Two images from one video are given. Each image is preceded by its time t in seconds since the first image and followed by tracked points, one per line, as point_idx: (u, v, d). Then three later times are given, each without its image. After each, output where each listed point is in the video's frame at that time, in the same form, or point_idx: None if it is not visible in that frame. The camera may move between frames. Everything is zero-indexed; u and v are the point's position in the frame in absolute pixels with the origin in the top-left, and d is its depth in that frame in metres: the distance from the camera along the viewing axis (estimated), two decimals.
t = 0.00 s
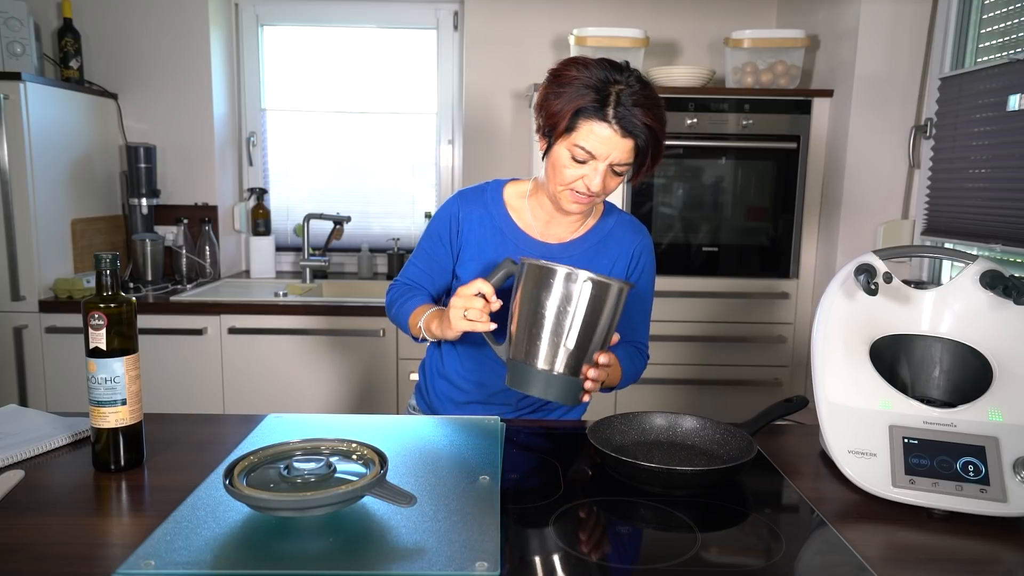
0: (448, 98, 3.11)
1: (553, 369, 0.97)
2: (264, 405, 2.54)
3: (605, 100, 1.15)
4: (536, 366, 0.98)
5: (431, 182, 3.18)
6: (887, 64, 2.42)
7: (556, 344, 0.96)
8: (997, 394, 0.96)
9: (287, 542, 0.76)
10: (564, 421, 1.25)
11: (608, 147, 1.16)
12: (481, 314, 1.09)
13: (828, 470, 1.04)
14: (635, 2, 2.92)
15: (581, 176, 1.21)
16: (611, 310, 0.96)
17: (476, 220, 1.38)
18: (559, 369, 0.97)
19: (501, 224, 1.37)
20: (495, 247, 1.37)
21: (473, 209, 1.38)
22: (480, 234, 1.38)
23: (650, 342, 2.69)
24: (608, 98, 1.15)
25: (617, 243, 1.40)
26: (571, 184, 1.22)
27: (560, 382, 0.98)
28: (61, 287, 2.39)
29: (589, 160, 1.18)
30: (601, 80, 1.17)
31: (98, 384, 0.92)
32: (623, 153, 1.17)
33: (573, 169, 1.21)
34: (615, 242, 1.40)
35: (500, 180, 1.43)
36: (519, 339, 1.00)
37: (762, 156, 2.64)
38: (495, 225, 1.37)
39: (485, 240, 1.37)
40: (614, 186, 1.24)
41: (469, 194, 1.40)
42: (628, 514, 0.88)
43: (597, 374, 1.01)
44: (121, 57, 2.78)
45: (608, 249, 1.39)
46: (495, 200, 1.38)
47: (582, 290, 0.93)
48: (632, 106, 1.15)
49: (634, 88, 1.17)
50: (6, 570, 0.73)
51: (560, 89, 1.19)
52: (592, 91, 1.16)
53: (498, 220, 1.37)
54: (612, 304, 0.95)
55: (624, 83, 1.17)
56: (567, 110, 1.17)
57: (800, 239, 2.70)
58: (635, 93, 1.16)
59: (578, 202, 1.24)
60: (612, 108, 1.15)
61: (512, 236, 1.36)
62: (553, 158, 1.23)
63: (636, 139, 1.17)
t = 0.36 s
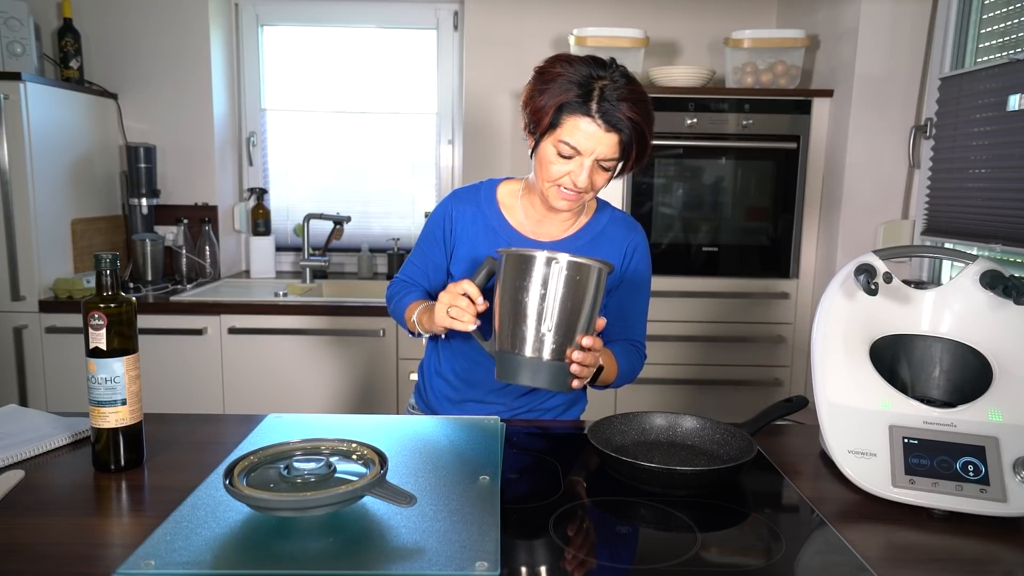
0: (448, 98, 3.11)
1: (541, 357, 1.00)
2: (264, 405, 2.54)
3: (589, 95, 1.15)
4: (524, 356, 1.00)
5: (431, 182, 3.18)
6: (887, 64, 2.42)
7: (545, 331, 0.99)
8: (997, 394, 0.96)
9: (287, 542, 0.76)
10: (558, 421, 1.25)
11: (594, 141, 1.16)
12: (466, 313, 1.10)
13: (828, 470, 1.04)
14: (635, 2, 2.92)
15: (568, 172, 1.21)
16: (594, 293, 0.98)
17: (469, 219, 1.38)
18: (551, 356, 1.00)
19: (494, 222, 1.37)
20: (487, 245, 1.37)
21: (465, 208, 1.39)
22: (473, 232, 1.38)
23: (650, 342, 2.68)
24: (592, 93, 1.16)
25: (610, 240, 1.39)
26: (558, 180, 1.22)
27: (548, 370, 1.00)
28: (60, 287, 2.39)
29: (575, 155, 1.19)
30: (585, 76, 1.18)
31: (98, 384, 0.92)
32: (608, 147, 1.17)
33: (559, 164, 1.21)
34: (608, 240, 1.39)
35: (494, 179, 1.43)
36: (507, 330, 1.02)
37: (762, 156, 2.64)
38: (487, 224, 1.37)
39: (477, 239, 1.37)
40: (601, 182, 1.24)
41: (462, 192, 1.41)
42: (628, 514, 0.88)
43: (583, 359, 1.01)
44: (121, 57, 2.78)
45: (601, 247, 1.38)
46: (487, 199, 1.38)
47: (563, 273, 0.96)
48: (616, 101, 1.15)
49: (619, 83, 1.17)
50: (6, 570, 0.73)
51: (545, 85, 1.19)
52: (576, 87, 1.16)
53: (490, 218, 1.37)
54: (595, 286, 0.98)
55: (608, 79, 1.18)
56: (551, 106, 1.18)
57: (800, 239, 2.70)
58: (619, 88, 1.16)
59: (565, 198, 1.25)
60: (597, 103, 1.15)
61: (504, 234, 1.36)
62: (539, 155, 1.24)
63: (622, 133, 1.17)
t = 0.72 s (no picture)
0: (448, 98, 3.11)
1: (529, 387, 0.94)
2: (265, 406, 2.54)
3: (573, 91, 1.16)
4: (511, 387, 0.94)
5: (431, 182, 3.18)
6: (887, 64, 2.42)
7: (526, 361, 0.93)
8: (997, 394, 0.96)
9: (287, 542, 0.76)
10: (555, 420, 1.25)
11: (580, 137, 1.17)
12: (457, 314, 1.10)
13: (828, 470, 1.04)
14: (635, 2, 2.92)
15: (555, 169, 1.21)
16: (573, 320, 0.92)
17: (461, 220, 1.39)
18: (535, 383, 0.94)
19: (485, 223, 1.38)
20: (480, 245, 1.38)
21: (457, 209, 1.40)
22: (465, 233, 1.39)
23: (650, 342, 2.68)
24: (576, 90, 1.16)
25: (601, 237, 1.39)
26: (546, 178, 1.22)
27: (537, 401, 0.95)
28: (61, 287, 2.39)
29: (561, 152, 1.19)
30: (569, 73, 1.18)
31: (98, 384, 0.92)
32: (594, 142, 1.17)
33: (547, 161, 1.21)
34: (599, 237, 1.39)
35: (485, 179, 1.44)
36: (487, 360, 0.95)
37: (762, 156, 2.64)
38: (479, 224, 1.38)
39: (470, 239, 1.38)
40: (590, 178, 1.24)
41: (453, 194, 1.42)
42: (628, 514, 0.88)
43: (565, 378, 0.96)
44: (121, 57, 2.78)
45: (593, 244, 1.38)
46: (479, 199, 1.39)
47: (540, 304, 0.89)
48: (601, 96, 1.16)
49: (602, 79, 1.18)
50: (6, 570, 0.73)
51: (529, 83, 1.20)
52: (559, 84, 1.17)
53: (481, 218, 1.38)
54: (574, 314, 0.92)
55: (592, 75, 1.18)
56: (536, 104, 1.18)
57: (800, 239, 2.70)
58: (602, 83, 1.17)
59: (555, 196, 1.24)
60: (581, 98, 1.16)
61: (495, 234, 1.37)
62: (527, 154, 1.24)
63: (607, 128, 1.17)
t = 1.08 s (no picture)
0: (448, 98, 3.11)
1: (452, 397, 0.93)
2: (265, 406, 2.54)
3: (567, 91, 1.16)
4: (435, 398, 0.93)
5: (431, 182, 3.18)
6: (887, 64, 2.42)
7: (448, 372, 0.92)
8: (996, 394, 0.96)
9: (287, 542, 0.76)
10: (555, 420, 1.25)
11: (577, 135, 1.17)
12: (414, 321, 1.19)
13: (828, 470, 1.04)
14: (635, 2, 2.93)
15: (555, 169, 1.21)
16: (477, 326, 0.91)
17: (457, 222, 1.41)
18: (459, 394, 0.93)
19: (481, 225, 1.39)
20: (476, 247, 1.39)
21: (453, 212, 1.41)
22: (461, 235, 1.40)
23: (650, 342, 2.69)
24: (570, 89, 1.17)
25: (596, 234, 1.39)
26: (546, 178, 1.23)
27: (461, 411, 0.94)
28: (61, 287, 2.39)
29: (559, 151, 1.19)
30: (561, 72, 1.18)
31: (98, 384, 0.92)
32: (592, 139, 1.18)
33: (545, 162, 1.21)
34: (594, 234, 1.39)
35: (480, 182, 1.46)
36: (407, 374, 0.94)
37: (763, 156, 2.64)
38: (474, 227, 1.40)
39: (467, 241, 1.40)
40: (588, 174, 1.25)
41: (449, 197, 1.43)
42: (628, 514, 0.88)
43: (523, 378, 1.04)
44: (121, 57, 2.78)
45: (588, 242, 1.39)
46: (474, 202, 1.41)
47: (461, 312, 0.89)
48: (595, 93, 1.17)
49: (594, 76, 1.18)
50: (6, 570, 0.73)
51: (522, 86, 1.20)
52: (553, 85, 1.17)
53: (477, 220, 1.40)
54: (474, 319, 0.90)
55: (584, 72, 1.19)
56: (531, 106, 1.18)
57: (800, 239, 2.70)
58: (595, 80, 1.17)
59: (555, 194, 1.25)
60: (575, 97, 1.16)
61: (491, 235, 1.39)
62: (524, 155, 1.24)
63: (603, 124, 1.17)
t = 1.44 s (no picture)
0: (448, 98, 3.11)
1: (401, 425, 0.95)
2: (265, 406, 2.54)
3: (555, 92, 1.18)
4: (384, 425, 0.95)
5: (430, 182, 3.18)
6: (887, 64, 2.42)
7: (397, 400, 0.93)
8: (996, 394, 0.96)
9: (287, 542, 0.76)
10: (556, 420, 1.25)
11: (567, 136, 1.18)
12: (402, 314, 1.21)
13: (828, 470, 1.04)
14: (635, 2, 2.93)
15: (545, 170, 1.22)
16: (417, 357, 0.91)
17: (451, 230, 1.40)
18: (409, 422, 0.95)
19: (476, 230, 1.39)
20: (473, 252, 1.39)
21: (447, 220, 1.41)
22: (456, 241, 1.40)
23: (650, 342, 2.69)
24: (558, 90, 1.18)
25: (590, 231, 1.39)
26: (537, 179, 1.23)
27: (411, 437, 0.96)
28: (60, 287, 2.39)
29: (550, 152, 1.20)
30: (549, 74, 1.19)
31: (98, 384, 0.92)
32: (581, 140, 1.19)
33: (536, 163, 1.22)
34: (588, 232, 1.40)
35: (471, 188, 1.46)
36: (358, 401, 0.96)
37: (762, 156, 2.64)
38: (470, 232, 1.39)
39: (463, 247, 1.39)
40: (578, 175, 1.26)
41: (442, 205, 1.43)
42: (628, 514, 0.88)
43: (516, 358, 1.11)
44: (121, 57, 2.79)
45: (583, 239, 1.39)
46: (468, 208, 1.41)
47: (408, 343, 0.90)
48: (583, 93, 1.18)
49: (582, 77, 1.20)
50: (6, 570, 0.73)
51: (510, 88, 1.21)
52: (541, 87, 1.18)
53: (472, 226, 1.39)
54: (413, 350, 0.90)
55: (571, 73, 1.20)
56: (521, 108, 1.19)
57: (799, 239, 2.70)
58: (583, 81, 1.19)
59: (545, 195, 1.26)
60: (564, 98, 1.17)
61: (487, 240, 1.38)
62: (514, 158, 1.25)
63: (592, 125, 1.19)
